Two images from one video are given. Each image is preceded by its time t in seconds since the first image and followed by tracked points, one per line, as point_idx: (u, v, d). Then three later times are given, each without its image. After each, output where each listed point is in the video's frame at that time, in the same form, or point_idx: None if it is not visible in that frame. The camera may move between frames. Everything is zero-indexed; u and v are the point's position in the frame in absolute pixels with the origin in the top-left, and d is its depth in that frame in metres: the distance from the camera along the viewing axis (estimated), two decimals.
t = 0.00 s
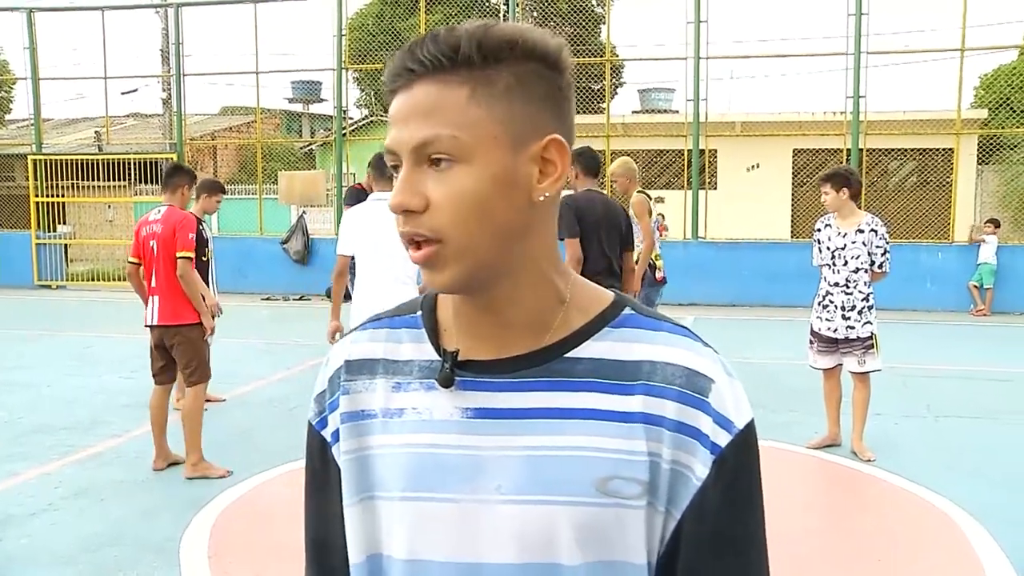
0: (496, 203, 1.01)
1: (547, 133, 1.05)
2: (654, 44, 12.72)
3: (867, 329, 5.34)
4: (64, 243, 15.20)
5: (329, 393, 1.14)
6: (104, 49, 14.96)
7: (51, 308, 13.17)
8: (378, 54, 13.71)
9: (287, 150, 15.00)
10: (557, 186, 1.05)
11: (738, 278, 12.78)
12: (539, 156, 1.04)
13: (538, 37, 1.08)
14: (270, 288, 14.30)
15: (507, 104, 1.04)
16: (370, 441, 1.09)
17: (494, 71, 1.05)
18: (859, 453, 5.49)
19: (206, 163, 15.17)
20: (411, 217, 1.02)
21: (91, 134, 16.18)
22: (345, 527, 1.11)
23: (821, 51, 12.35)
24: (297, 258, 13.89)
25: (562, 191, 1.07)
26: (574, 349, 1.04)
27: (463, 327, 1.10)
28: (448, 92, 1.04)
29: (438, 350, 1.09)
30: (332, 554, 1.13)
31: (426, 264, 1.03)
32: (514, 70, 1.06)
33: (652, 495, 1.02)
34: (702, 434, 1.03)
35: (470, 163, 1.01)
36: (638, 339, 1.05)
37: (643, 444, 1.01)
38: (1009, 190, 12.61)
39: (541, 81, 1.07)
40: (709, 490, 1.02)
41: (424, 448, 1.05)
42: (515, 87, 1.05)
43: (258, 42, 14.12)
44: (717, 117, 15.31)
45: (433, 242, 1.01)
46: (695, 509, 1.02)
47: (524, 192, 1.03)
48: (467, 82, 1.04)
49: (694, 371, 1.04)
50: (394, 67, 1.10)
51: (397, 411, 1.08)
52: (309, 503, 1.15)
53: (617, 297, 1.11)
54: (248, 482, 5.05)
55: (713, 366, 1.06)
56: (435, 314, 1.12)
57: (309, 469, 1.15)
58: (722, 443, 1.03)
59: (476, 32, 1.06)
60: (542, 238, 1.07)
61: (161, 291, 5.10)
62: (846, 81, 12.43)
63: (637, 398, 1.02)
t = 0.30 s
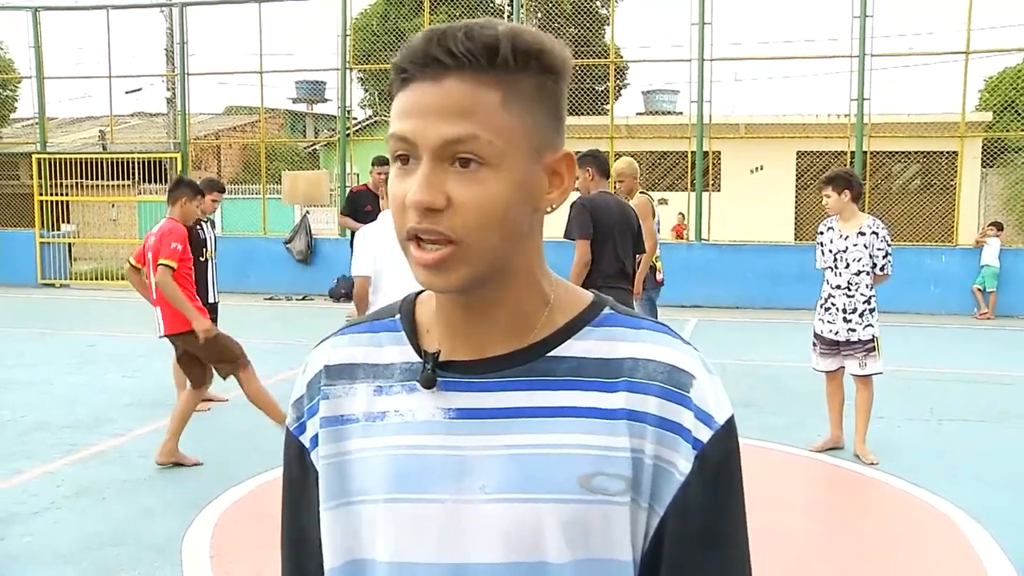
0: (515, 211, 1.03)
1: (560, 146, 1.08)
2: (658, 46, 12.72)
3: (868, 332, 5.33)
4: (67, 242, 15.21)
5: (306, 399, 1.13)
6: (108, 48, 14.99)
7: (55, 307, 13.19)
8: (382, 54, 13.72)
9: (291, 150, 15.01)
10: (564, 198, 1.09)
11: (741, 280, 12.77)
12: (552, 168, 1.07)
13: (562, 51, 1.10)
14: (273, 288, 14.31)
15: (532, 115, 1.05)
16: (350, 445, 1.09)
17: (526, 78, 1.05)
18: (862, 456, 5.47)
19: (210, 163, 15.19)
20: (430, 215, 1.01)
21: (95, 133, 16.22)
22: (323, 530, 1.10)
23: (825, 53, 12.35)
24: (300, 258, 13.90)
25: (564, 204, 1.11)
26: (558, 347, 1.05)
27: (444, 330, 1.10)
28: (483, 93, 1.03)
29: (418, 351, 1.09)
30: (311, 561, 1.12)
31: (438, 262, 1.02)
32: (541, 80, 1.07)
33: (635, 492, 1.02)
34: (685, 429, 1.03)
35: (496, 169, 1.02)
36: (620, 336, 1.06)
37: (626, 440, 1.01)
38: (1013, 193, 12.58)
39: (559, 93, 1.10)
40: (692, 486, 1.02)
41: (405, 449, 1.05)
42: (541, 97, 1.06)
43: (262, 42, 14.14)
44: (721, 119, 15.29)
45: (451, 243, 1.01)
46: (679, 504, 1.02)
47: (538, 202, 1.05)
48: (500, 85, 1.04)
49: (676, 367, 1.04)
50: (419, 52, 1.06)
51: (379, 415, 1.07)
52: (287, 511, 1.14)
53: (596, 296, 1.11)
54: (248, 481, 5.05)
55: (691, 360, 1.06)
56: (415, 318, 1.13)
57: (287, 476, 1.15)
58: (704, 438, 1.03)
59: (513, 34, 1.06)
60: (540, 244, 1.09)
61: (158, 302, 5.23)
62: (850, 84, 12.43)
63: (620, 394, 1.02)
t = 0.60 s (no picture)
0: (524, 207, 1.02)
1: (571, 149, 1.08)
2: (662, 46, 12.75)
3: (870, 331, 5.32)
4: (72, 240, 15.24)
5: (306, 393, 1.13)
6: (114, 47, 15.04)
7: (59, 305, 13.21)
8: (386, 54, 13.75)
9: (295, 149, 15.03)
10: (572, 200, 1.09)
11: (744, 280, 12.76)
12: (562, 169, 1.07)
13: (581, 56, 1.10)
14: (276, 287, 14.32)
15: (547, 114, 1.05)
16: (350, 442, 1.09)
17: (543, 78, 1.06)
18: (865, 456, 5.46)
19: (214, 162, 15.20)
20: (438, 204, 1.01)
21: (100, 132, 16.26)
22: (319, 527, 1.10)
23: (829, 53, 12.37)
24: (304, 257, 13.92)
25: (572, 207, 1.11)
26: (561, 350, 1.05)
27: (448, 327, 1.10)
28: (500, 87, 1.03)
29: (421, 350, 1.09)
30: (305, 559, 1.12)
31: (442, 252, 1.01)
32: (557, 81, 1.07)
33: (638, 494, 1.02)
34: (689, 433, 1.03)
35: (507, 164, 1.02)
36: (625, 339, 1.06)
37: (630, 441, 1.01)
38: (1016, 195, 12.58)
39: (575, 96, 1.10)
40: (694, 489, 1.02)
41: (407, 448, 1.05)
42: (556, 99, 1.07)
43: (266, 41, 14.16)
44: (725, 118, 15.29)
45: (457, 234, 1.01)
46: (681, 507, 1.03)
47: (546, 201, 1.06)
48: (518, 81, 1.04)
49: (681, 371, 1.04)
50: (439, 43, 1.06)
51: (380, 412, 1.07)
52: (282, 506, 1.14)
53: (600, 300, 1.11)
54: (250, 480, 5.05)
55: (696, 365, 1.06)
56: (416, 315, 1.13)
57: (284, 471, 1.14)
58: (707, 443, 1.03)
59: (535, 33, 1.06)
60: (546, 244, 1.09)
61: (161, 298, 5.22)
62: (854, 84, 12.43)
63: (625, 396, 1.02)
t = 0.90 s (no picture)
0: (547, 211, 1.02)
1: (592, 148, 1.08)
2: (663, 46, 12.72)
3: (869, 331, 5.31)
4: (74, 242, 15.25)
5: (328, 388, 1.13)
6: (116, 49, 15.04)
7: (61, 307, 13.23)
8: (388, 55, 13.74)
9: (296, 150, 15.04)
10: (595, 201, 1.09)
11: (746, 280, 12.75)
12: (585, 169, 1.07)
13: (600, 54, 1.10)
14: (278, 288, 14.33)
15: (566, 115, 1.05)
16: (374, 438, 1.09)
17: (561, 79, 1.05)
18: (868, 457, 5.45)
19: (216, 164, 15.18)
20: (462, 211, 1.01)
21: (102, 134, 16.26)
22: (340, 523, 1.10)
23: (831, 53, 12.35)
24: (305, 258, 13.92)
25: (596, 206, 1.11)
26: (585, 354, 1.04)
27: (471, 329, 1.10)
28: (518, 90, 1.03)
29: (444, 349, 1.09)
30: (327, 554, 1.12)
31: (467, 259, 1.01)
32: (575, 80, 1.06)
33: (658, 499, 1.02)
34: (711, 440, 1.03)
35: (530, 168, 1.02)
36: (649, 345, 1.05)
37: (651, 446, 1.01)
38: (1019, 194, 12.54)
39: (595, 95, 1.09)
40: (714, 494, 1.03)
41: (428, 446, 1.05)
42: (575, 99, 1.06)
43: (267, 42, 14.15)
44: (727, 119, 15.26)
45: (482, 240, 1.01)
46: (700, 512, 1.03)
47: (570, 202, 1.05)
48: (536, 84, 1.03)
49: (703, 377, 1.05)
50: (457, 50, 1.06)
51: (403, 409, 1.08)
52: (303, 500, 1.14)
53: (624, 306, 1.11)
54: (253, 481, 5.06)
55: (719, 372, 1.06)
56: (439, 313, 1.12)
57: (304, 463, 1.14)
58: (728, 449, 1.04)
59: (551, 35, 1.05)
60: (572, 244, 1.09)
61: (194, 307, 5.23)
62: (856, 84, 12.40)
63: (648, 400, 1.02)
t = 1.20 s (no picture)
0: (591, 208, 1.06)
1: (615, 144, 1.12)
2: (657, 48, 12.76)
3: (859, 331, 5.33)
4: (68, 244, 15.21)
5: (347, 384, 1.14)
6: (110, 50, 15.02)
7: (54, 308, 13.20)
8: (382, 56, 13.74)
9: (291, 151, 15.02)
10: (622, 192, 1.13)
11: (741, 282, 12.78)
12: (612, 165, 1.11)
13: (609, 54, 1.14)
14: (272, 290, 14.32)
15: (596, 113, 1.08)
16: (393, 434, 1.11)
17: (588, 79, 1.08)
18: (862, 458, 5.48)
19: (211, 165, 15.34)
20: (516, 213, 1.02)
21: (96, 135, 16.24)
22: (356, 519, 1.12)
23: (826, 55, 12.39)
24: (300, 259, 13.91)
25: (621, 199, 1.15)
26: (604, 357, 1.06)
27: (492, 328, 1.11)
28: (554, 91, 1.05)
29: (463, 348, 1.10)
30: (342, 550, 1.14)
31: (520, 261, 1.03)
32: (598, 78, 1.10)
33: (671, 503, 1.04)
34: (724, 445, 1.05)
35: (575, 165, 1.04)
36: (667, 349, 1.07)
37: (666, 451, 1.03)
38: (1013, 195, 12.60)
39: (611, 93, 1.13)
40: (726, 499, 1.04)
41: (446, 445, 1.07)
42: (601, 97, 1.10)
43: (262, 44, 14.14)
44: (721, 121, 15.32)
45: (537, 240, 1.02)
46: (712, 517, 1.04)
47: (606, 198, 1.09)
48: (570, 84, 1.06)
49: (719, 384, 1.06)
50: (486, 56, 1.08)
51: (420, 407, 1.09)
52: (320, 494, 1.16)
53: (643, 310, 1.13)
54: (249, 483, 5.07)
55: (734, 378, 1.08)
56: (459, 312, 1.14)
57: (322, 458, 1.16)
58: (741, 455, 1.05)
59: (572, 36, 1.08)
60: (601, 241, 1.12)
61: (184, 299, 5.21)
62: (850, 85, 12.44)
63: (665, 405, 1.04)
